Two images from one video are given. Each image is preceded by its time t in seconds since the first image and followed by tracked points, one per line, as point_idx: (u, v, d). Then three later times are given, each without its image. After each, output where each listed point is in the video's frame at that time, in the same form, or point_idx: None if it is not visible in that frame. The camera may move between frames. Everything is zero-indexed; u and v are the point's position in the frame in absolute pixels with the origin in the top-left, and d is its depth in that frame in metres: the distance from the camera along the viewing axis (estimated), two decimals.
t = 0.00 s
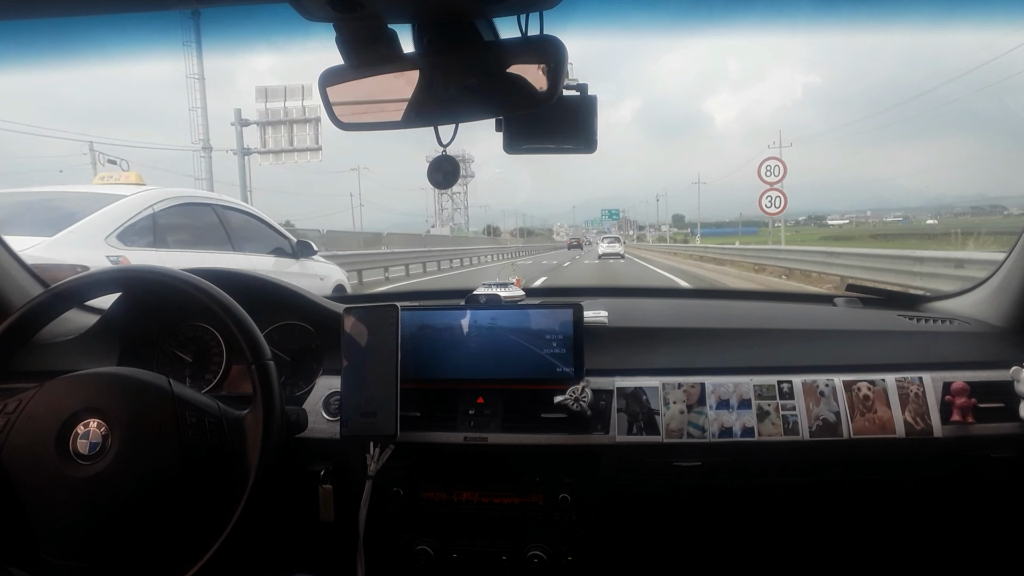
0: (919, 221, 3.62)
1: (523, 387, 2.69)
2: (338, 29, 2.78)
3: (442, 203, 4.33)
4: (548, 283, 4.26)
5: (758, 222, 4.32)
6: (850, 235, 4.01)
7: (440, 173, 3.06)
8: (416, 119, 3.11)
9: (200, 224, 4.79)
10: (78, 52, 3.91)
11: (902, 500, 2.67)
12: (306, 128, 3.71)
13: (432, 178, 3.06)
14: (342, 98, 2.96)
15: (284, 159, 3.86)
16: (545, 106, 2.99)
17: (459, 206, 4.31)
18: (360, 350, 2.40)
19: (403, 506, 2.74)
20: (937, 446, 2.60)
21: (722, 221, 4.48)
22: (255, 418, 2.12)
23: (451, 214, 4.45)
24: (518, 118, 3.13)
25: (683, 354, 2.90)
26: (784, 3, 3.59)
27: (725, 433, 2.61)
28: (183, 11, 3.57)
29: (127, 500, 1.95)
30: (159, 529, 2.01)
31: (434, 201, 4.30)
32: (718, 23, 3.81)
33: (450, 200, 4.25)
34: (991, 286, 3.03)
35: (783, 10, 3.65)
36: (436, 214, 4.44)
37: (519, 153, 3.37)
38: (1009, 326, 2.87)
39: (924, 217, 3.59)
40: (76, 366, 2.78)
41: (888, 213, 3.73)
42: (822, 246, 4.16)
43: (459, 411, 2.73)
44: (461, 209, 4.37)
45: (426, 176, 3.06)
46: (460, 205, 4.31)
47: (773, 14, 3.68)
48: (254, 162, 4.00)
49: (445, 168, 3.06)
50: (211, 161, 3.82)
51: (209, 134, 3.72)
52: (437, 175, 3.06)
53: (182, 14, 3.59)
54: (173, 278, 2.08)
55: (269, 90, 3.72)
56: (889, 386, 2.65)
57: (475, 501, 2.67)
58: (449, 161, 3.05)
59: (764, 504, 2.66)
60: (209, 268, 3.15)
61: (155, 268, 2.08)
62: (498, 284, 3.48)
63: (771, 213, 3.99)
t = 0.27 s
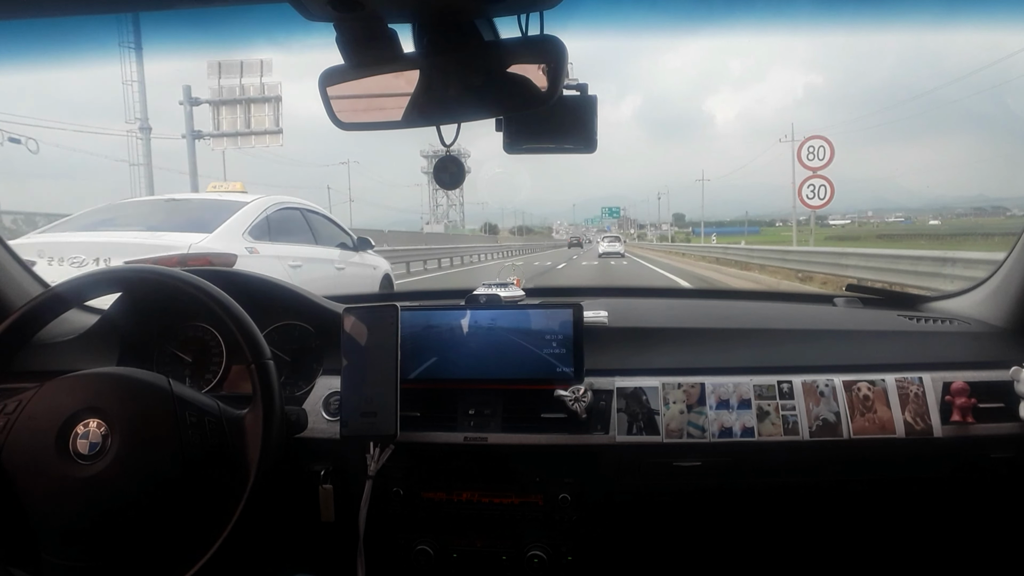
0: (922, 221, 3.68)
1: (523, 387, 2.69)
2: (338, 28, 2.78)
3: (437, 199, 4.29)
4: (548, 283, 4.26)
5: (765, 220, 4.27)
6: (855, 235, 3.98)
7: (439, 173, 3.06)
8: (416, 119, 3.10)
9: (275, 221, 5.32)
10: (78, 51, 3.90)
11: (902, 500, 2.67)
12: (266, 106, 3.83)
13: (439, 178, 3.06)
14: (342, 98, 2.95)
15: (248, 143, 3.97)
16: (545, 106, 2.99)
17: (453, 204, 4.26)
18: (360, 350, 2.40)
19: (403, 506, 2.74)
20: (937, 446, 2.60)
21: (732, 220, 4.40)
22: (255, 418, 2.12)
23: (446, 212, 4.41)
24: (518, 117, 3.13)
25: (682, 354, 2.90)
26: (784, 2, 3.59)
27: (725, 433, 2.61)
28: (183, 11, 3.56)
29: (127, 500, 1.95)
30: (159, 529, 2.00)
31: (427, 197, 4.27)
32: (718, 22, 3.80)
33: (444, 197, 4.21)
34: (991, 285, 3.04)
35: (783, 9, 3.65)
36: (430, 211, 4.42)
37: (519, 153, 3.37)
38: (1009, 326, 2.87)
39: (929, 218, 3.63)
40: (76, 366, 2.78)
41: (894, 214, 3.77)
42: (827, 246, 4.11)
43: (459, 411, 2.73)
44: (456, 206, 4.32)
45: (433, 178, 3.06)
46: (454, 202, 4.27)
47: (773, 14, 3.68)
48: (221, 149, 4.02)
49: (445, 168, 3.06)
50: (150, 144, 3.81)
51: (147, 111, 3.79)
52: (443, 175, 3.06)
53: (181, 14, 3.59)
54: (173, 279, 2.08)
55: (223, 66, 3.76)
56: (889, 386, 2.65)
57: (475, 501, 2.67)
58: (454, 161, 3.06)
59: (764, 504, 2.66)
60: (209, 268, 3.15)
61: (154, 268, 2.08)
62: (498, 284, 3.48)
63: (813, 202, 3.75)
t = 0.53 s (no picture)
0: (926, 221, 3.67)
1: (522, 387, 2.69)
2: (338, 29, 2.79)
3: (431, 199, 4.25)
4: (548, 284, 4.26)
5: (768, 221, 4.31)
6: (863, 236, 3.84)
7: (439, 173, 3.06)
8: (416, 119, 3.11)
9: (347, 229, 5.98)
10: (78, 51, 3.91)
11: (902, 500, 2.67)
12: (209, 86, 3.52)
13: (437, 177, 3.07)
14: (342, 98, 2.96)
15: (189, 131, 3.64)
16: (545, 106, 2.99)
17: (448, 205, 4.21)
18: (360, 350, 2.39)
19: (403, 506, 2.74)
20: (936, 446, 2.60)
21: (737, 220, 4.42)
22: (255, 417, 2.12)
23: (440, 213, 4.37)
24: (518, 118, 3.13)
25: (682, 354, 2.90)
26: (784, 3, 3.60)
27: (725, 433, 2.61)
28: (183, 11, 3.57)
29: (127, 500, 1.95)
30: (159, 529, 2.01)
31: (422, 196, 4.25)
32: (719, 23, 3.81)
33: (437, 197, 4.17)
34: (991, 286, 3.04)
35: (784, 10, 3.65)
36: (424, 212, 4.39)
37: (519, 153, 3.38)
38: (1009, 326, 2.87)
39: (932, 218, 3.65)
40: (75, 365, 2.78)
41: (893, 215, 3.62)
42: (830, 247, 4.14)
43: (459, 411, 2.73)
44: (451, 207, 4.27)
45: (431, 177, 3.06)
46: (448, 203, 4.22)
47: (773, 14, 3.68)
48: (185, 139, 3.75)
49: (445, 168, 3.06)
50: (62, 130, 3.62)
51: (58, 93, 3.59)
52: (442, 174, 3.07)
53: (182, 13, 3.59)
54: (173, 279, 2.08)
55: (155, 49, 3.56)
56: (889, 386, 2.65)
57: (475, 501, 2.67)
58: (453, 160, 3.06)
59: (764, 504, 2.66)
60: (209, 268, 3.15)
61: (155, 268, 2.08)
62: (498, 285, 3.48)
63: (884, 189, 3.34)
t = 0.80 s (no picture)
0: (926, 220, 3.61)
1: (523, 387, 2.69)
2: (338, 29, 2.79)
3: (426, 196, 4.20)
4: (548, 284, 4.26)
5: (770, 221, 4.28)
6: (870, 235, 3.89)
7: (439, 173, 3.06)
8: (416, 119, 3.11)
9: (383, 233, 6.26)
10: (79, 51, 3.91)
11: (902, 500, 2.67)
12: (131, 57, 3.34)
13: (436, 178, 3.07)
14: (342, 98, 2.96)
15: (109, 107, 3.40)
16: (545, 106, 2.99)
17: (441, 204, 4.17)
18: (360, 350, 2.39)
19: (403, 506, 2.74)
20: (936, 446, 2.60)
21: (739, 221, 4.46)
22: (255, 417, 2.12)
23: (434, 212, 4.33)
24: (518, 118, 3.13)
25: (682, 354, 2.90)
26: (784, 3, 3.60)
27: (725, 433, 2.61)
28: (183, 11, 3.57)
29: (128, 500, 1.95)
30: (159, 529, 2.01)
31: (415, 195, 4.22)
32: (719, 23, 3.81)
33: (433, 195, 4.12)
34: (991, 286, 3.04)
35: (785, 10, 3.65)
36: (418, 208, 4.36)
37: (519, 153, 3.38)
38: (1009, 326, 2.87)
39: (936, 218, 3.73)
40: (74, 365, 2.78)
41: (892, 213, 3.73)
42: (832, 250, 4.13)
43: (459, 411, 2.73)
44: (444, 206, 4.22)
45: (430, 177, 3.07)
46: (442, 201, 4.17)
47: (774, 14, 3.68)
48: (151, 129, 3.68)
49: (445, 168, 3.06)
50: None
51: None
52: (440, 175, 3.06)
53: (181, 13, 3.59)
54: (173, 279, 2.08)
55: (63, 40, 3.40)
56: (889, 386, 2.65)
57: (475, 501, 2.67)
58: (452, 161, 3.06)
59: (764, 503, 2.66)
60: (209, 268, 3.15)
61: (155, 268, 2.08)
62: (498, 285, 3.48)
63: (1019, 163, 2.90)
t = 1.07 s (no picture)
0: (931, 218, 3.65)
1: (523, 387, 2.69)
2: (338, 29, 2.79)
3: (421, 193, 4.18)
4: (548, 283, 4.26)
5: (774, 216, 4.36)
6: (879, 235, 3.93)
7: (439, 173, 3.06)
8: (416, 119, 3.10)
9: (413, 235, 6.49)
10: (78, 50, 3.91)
11: (902, 500, 2.67)
12: None
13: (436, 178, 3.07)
14: (342, 98, 2.96)
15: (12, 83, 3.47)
16: (545, 106, 2.99)
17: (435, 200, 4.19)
18: (360, 350, 2.39)
19: (403, 506, 2.74)
20: (936, 446, 2.60)
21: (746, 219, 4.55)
22: (255, 417, 2.12)
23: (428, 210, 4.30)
24: (518, 118, 3.13)
25: (682, 354, 2.90)
26: (784, 3, 3.60)
27: (725, 433, 2.61)
28: (183, 11, 3.57)
29: (127, 500, 1.95)
30: (159, 529, 2.01)
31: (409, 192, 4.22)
32: (719, 22, 3.81)
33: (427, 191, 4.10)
34: (991, 286, 3.04)
35: (785, 10, 3.65)
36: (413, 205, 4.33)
37: (519, 153, 3.38)
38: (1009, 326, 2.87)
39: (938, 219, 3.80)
40: (74, 366, 2.78)
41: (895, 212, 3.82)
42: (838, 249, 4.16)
43: (459, 410, 2.73)
44: (438, 202, 4.22)
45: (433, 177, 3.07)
46: (437, 199, 4.14)
47: (774, 14, 3.68)
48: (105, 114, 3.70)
49: (445, 168, 3.06)
50: None
51: None
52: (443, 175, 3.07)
53: (182, 14, 3.59)
54: (173, 279, 2.08)
55: None
56: (889, 386, 2.65)
57: (475, 501, 2.67)
58: (453, 162, 3.06)
59: (764, 503, 2.66)
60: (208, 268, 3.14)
61: (155, 268, 2.08)
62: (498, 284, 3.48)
63: None
